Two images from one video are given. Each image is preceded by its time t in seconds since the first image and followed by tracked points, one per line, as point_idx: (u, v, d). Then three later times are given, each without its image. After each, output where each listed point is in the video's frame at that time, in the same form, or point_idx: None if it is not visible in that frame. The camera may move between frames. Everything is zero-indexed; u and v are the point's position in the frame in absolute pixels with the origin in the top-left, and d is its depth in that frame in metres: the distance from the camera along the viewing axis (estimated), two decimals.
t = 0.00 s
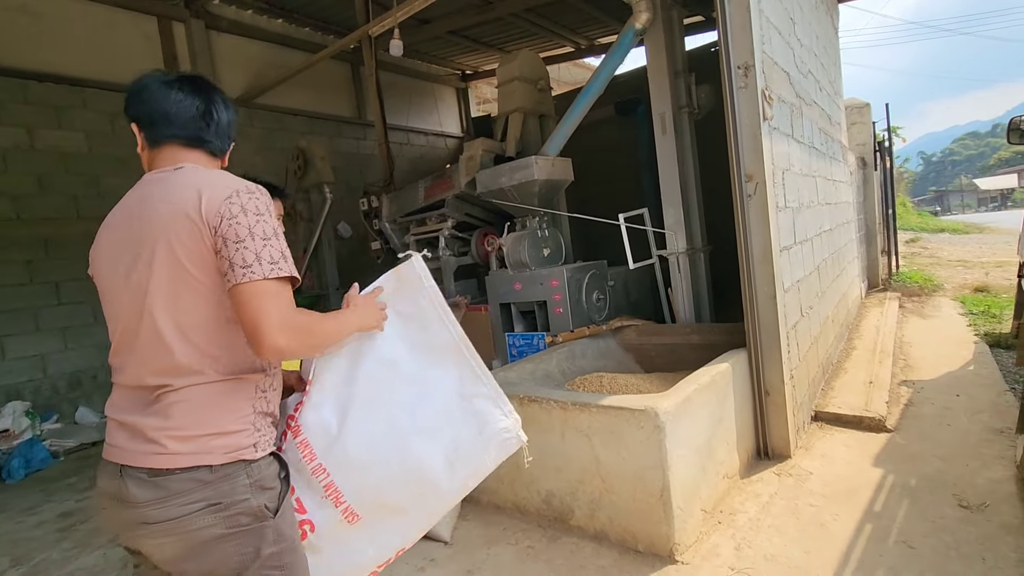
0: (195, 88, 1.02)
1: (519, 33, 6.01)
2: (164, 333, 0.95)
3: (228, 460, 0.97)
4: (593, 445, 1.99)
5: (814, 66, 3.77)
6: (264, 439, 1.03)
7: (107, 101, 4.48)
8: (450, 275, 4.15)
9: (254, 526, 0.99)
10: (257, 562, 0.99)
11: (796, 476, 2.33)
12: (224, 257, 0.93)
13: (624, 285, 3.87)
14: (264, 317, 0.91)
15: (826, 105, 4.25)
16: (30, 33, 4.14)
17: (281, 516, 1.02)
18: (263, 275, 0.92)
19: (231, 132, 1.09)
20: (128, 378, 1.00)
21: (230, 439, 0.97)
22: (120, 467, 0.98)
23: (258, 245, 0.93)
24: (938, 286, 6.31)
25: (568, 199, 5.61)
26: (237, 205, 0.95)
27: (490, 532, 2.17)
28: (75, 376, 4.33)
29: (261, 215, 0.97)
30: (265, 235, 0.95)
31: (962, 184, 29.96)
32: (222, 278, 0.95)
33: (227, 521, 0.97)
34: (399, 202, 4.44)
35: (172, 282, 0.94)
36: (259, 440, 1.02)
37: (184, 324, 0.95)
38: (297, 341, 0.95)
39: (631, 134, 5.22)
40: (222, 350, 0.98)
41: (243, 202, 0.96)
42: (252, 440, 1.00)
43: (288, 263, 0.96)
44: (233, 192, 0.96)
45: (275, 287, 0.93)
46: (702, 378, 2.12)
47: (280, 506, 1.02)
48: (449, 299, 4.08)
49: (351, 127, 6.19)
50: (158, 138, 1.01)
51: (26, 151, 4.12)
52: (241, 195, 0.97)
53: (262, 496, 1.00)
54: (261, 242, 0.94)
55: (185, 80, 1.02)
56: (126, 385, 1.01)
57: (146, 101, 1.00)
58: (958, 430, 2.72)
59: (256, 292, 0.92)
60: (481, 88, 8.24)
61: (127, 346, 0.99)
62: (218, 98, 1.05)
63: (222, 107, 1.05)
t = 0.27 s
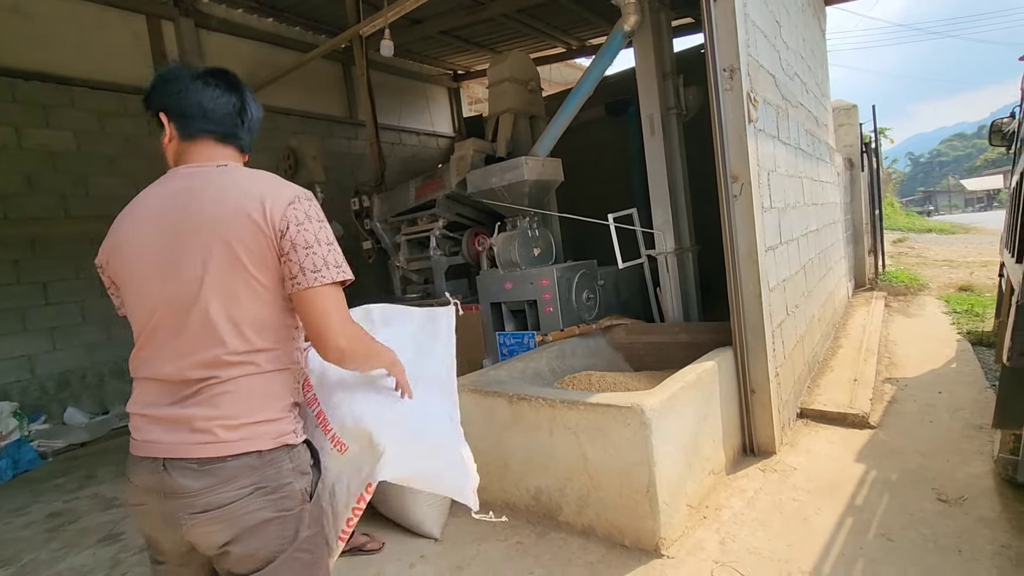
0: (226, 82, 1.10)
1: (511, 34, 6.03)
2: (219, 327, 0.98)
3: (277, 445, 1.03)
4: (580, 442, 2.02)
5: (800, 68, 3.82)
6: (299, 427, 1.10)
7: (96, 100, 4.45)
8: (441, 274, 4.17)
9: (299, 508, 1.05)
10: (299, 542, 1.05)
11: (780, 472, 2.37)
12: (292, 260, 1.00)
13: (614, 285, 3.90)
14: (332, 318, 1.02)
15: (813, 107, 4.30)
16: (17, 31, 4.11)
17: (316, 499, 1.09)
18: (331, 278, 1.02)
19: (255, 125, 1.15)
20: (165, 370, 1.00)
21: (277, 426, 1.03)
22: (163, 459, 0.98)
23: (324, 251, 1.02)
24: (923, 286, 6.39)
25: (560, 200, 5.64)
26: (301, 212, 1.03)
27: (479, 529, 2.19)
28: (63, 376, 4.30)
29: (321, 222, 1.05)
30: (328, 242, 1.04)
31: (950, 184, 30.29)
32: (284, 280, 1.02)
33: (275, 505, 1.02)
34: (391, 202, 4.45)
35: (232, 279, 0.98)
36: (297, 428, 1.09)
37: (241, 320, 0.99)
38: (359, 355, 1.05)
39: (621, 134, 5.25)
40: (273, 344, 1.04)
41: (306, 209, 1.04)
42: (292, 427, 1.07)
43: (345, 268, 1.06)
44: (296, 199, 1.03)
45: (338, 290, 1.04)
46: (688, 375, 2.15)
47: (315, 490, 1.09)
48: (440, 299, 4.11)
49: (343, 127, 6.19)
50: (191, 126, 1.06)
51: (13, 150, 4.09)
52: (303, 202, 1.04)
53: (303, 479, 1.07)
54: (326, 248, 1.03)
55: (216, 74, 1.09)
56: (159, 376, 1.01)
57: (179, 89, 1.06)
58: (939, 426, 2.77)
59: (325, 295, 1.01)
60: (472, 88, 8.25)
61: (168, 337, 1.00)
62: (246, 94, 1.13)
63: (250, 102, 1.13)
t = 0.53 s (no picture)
0: (231, 74, 1.09)
1: (499, 36, 6.05)
2: (245, 327, 1.02)
3: (295, 442, 1.06)
4: (567, 441, 2.05)
5: (782, 73, 3.89)
6: (317, 423, 1.13)
7: (78, 98, 4.39)
8: (429, 275, 4.18)
9: (315, 503, 1.08)
10: (313, 536, 1.07)
11: (763, 469, 2.42)
12: (317, 265, 1.04)
13: (601, 286, 3.94)
14: (352, 320, 1.09)
15: (795, 111, 4.37)
16: None
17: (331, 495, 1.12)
18: (352, 282, 1.07)
19: (264, 115, 1.14)
20: (188, 365, 1.03)
21: (295, 423, 1.07)
22: (185, 454, 1.01)
23: (346, 256, 1.07)
24: (903, 287, 6.52)
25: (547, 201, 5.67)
26: (327, 216, 1.06)
27: (468, 528, 2.21)
28: (44, 378, 4.24)
29: (343, 225, 1.09)
30: (350, 246, 1.09)
31: (929, 188, 30.88)
32: (308, 282, 1.05)
33: (292, 499, 1.05)
34: (379, 203, 4.44)
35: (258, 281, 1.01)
36: (315, 425, 1.12)
37: (266, 321, 1.03)
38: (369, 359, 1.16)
39: (608, 136, 5.30)
40: (294, 342, 1.08)
41: (331, 213, 1.07)
42: (310, 424, 1.10)
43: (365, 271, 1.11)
44: (321, 202, 1.06)
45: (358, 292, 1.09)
46: (673, 374, 2.19)
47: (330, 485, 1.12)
48: (428, 300, 4.12)
49: (330, 127, 6.16)
50: (204, 126, 1.08)
51: None
52: (328, 206, 1.07)
53: (319, 475, 1.10)
54: (349, 252, 1.08)
55: (222, 67, 1.09)
56: (182, 371, 1.04)
57: (188, 89, 1.07)
58: (917, 423, 2.84)
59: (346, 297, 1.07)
60: (461, 89, 8.25)
61: (193, 334, 1.03)
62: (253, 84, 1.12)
63: (257, 90, 1.12)
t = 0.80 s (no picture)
0: (245, 82, 1.10)
1: (485, 39, 6.07)
2: (259, 331, 1.03)
3: (302, 442, 1.08)
4: (557, 442, 2.07)
5: (764, 80, 3.97)
6: (325, 425, 1.15)
7: (57, 97, 4.31)
8: (416, 278, 4.18)
9: (320, 502, 1.11)
10: (319, 534, 1.11)
11: (748, 468, 2.47)
12: (331, 274, 1.05)
13: (587, 288, 3.98)
14: (365, 329, 1.09)
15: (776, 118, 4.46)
16: None
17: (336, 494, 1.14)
18: (367, 293, 1.07)
19: (286, 115, 1.14)
20: (206, 365, 1.05)
21: (304, 424, 1.08)
22: (199, 451, 1.04)
23: (361, 266, 1.07)
24: (879, 290, 6.70)
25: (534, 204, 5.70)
26: (342, 227, 1.06)
27: (458, 529, 2.22)
28: (21, 383, 4.14)
29: (359, 235, 1.09)
30: (365, 256, 1.09)
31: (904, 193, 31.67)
32: (322, 290, 1.06)
33: (298, 497, 1.07)
34: (365, 205, 4.43)
35: (273, 287, 1.02)
36: (323, 426, 1.14)
37: (281, 325, 1.04)
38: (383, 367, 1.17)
39: (594, 141, 5.36)
40: (307, 348, 1.09)
41: (347, 223, 1.08)
42: (318, 425, 1.12)
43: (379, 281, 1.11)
44: (337, 213, 1.06)
45: (372, 302, 1.10)
46: (660, 375, 2.23)
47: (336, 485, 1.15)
48: (416, 302, 4.12)
49: (315, 129, 6.12)
50: (230, 139, 1.12)
51: None
52: (344, 217, 1.08)
53: (326, 475, 1.12)
54: (363, 263, 1.08)
55: (239, 76, 1.11)
56: (200, 370, 1.06)
57: (211, 103, 1.11)
58: (894, 422, 2.93)
59: (359, 308, 1.07)
60: (446, 92, 8.26)
61: (211, 336, 1.05)
62: (269, 87, 1.12)
63: (269, 93, 1.11)
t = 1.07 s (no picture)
0: (277, 99, 1.18)
1: (471, 44, 6.11)
2: (278, 328, 1.11)
3: (328, 436, 1.12)
4: (549, 442, 2.10)
5: (745, 88, 4.08)
6: (358, 420, 1.18)
7: (34, 97, 4.22)
8: (404, 281, 4.19)
9: (346, 495, 1.14)
10: (347, 525, 1.14)
11: (733, 466, 2.53)
12: (330, 266, 1.07)
13: (574, 291, 4.03)
14: (368, 319, 1.09)
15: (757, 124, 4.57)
16: None
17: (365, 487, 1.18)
18: (368, 280, 1.07)
19: (310, 128, 1.19)
20: (251, 363, 1.18)
21: (331, 419, 1.12)
22: (248, 434, 1.15)
23: (360, 256, 1.08)
24: (855, 292, 6.88)
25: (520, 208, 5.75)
26: (338, 219, 1.09)
27: (451, 530, 2.24)
28: None
29: (359, 227, 1.11)
30: (364, 246, 1.10)
31: (877, 198, 32.47)
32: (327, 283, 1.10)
33: (323, 489, 1.11)
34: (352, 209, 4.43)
35: (284, 285, 1.10)
36: (355, 421, 1.17)
37: (294, 320, 1.11)
38: (398, 356, 1.15)
39: (579, 145, 5.42)
40: (326, 342, 1.13)
41: (344, 216, 1.10)
42: (347, 421, 1.15)
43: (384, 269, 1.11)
44: (333, 207, 1.10)
45: (375, 291, 1.09)
46: (649, 376, 2.28)
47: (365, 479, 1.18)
48: (404, 305, 4.13)
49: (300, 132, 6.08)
50: (264, 154, 1.21)
51: None
52: (341, 209, 1.10)
53: (353, 469, 1.15)
54: (362, 253, 1.09)
55: (271, 95, 1.19)
56: (250, 368, 1.19)
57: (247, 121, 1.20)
58: (872, 420, 3.02)
59: (360, 297, 1.07)
60: (431, 96, 8.26)
61: (250, 336, 1.16)
62: (294, 103, 1.18)
63: (295, 108, 1.17)
